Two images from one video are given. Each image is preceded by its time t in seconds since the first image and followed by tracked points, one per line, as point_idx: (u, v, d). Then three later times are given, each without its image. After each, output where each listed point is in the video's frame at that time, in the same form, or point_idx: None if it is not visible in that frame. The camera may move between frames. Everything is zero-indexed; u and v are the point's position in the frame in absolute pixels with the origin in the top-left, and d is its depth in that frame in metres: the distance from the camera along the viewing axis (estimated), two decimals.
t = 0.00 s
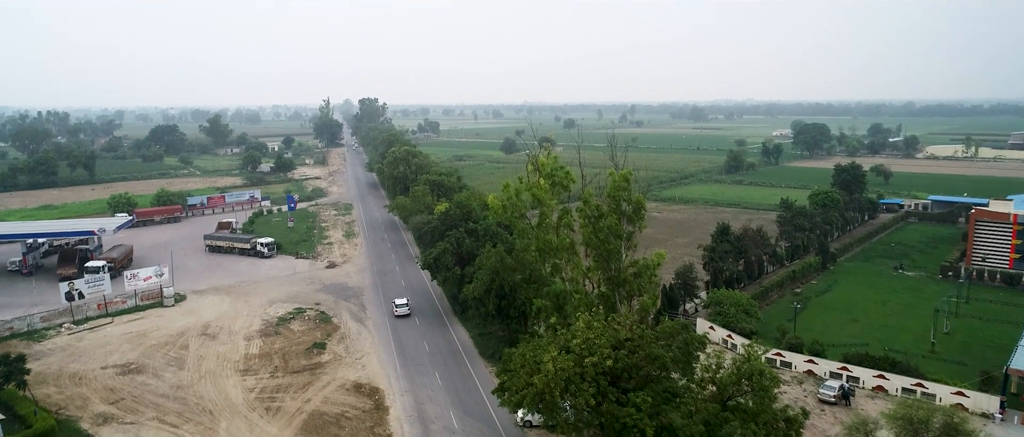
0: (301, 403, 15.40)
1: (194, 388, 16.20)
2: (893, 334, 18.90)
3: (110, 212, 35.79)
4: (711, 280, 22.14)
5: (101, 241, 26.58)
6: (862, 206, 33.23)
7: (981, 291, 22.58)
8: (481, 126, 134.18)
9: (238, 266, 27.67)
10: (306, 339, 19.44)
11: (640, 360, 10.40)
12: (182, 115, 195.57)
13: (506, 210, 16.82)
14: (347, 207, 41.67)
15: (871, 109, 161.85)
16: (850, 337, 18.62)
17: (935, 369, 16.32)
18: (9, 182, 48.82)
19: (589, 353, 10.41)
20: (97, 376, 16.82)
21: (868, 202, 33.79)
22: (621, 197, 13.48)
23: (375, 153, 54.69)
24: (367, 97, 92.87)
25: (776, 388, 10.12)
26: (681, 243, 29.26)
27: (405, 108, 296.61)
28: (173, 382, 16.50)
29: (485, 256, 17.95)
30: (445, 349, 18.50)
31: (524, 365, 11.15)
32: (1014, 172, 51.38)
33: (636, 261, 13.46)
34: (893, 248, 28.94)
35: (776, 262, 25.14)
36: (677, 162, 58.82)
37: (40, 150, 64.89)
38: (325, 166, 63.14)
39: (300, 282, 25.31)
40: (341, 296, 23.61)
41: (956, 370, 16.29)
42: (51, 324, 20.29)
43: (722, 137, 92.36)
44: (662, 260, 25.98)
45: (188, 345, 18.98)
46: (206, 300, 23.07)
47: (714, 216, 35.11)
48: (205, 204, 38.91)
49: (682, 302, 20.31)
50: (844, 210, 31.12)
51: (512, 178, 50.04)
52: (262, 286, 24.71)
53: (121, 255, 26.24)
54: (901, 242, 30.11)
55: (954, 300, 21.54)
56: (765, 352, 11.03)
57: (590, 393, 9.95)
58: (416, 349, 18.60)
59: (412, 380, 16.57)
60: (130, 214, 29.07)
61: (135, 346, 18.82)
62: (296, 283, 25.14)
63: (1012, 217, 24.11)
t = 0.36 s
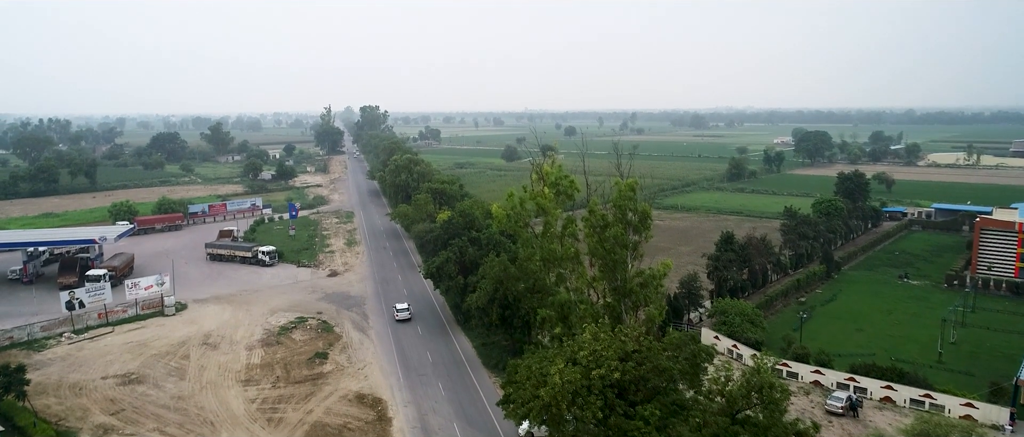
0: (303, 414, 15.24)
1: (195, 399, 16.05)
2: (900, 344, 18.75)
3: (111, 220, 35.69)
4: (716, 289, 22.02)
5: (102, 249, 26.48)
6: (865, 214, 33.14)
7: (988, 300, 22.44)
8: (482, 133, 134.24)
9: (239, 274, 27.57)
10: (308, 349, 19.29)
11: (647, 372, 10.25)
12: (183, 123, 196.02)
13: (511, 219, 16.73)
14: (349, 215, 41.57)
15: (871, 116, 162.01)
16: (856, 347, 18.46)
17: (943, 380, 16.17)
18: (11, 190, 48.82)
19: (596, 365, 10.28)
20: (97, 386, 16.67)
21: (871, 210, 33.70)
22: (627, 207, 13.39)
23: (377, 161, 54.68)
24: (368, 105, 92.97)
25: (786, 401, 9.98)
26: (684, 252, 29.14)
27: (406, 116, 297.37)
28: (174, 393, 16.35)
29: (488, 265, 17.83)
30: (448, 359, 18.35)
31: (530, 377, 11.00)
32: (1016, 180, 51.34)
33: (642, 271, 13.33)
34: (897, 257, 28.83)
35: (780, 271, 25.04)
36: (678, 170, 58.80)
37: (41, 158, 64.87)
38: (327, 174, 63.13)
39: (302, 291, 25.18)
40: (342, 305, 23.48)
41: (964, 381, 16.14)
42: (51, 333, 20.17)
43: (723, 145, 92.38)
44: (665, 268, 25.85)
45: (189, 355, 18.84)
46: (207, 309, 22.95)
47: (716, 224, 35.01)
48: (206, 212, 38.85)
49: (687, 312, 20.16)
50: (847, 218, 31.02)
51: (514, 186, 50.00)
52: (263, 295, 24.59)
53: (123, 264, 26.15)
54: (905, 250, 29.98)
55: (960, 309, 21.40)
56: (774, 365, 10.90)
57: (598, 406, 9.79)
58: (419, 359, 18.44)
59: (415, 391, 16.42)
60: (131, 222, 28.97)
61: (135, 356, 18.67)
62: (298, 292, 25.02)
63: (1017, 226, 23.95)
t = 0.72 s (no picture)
0: (306, 419, 15.13)
1: (197, 404, 15.94)
2: (906, 348, 18.62)
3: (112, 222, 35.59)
4: (720, 292, 21.90)
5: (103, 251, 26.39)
6: (869, 217, 33.02)
7: (994, 304, 22.30)
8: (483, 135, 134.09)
9: (240, 277, 27.46)
10: (310, 353, 19.17)
11: (655, 378, 10.14)
12: (184, 124, 196.03)
13: (515, 223, 16.62)
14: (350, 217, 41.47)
15: (873, 118, 161.89)
16: (862, 351, 18.33)
17: (950, 385, 16.05)
18: (11, 192, 48.76)
19: (603, 372, 10.17)
20: (98, 390, 16.56)
21: (874, 212, 33.59)
22: (633, 211, 13.28)
23: (378, 162, 54.59)
24: (369, 106, 92.92)
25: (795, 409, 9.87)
26: (687, 254, 29.04)
27: (407, 118, 297.31)
28: (175, 398, 16.24)
29: (492, 269, 17.72)
30: (450, 363, 18.23)
31: (536, 384, 10.87)
32: (1018, 182, 51.33)
33: (648, 276, 13.21)
34: (901, 260, 28.72)
35: (784, 273, 24.93)
36: (680, 172, 58.74)
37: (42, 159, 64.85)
38: (327, 176, 63.08)
39: (304, 294, 25.07)
40: (344, 309, 23.35)
41: (972, 386, 16.01)
42: (52, 336, 20.04)
43: (724, 146, 92.31)
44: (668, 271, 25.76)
45: (190, 358, 18.73)
46: (208, 312, 22.84)
47: (719, 227, 34.92)
48: (207, 214, 38.76)
49: (691, 316, 20.04)
50: (851, 220, 30.92)
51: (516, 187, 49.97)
52: (265, 298, 24.47)
53: (124, 266, 26.06)
54: (909, 253, 29.88)
55: (966, 312, 21.28)
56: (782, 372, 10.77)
57: (605, 414, 9.66)
58: (422, 363, 18.32)
59: (418, 395, 16.31)
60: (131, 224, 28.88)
61: (136, 360, 18.56)
62: (299, 295, 24.91)
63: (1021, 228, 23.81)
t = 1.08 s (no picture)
0: (308, 423, 15.02)
1: (198, 407, 15.83)
2: (911, 351, 18.50)
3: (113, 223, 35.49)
4: (723, 294, 21.81)
5: (104, 253, 26.29)
6: (872, 218, 32.93)
7: (999, 307, 22.17)
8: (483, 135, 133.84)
9: (241, 278, 27.37)
10: (312, 355, 19.06)
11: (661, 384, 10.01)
12: (184, 124, 196.03)
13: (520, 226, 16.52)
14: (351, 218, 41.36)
15: (873, 118, 161.76)
16: (867, 354, 18.22)
17: (958, 389, 15.92)
18: (11, 192, 48.64)
19: (610, 378, 10.06)
20: (98, 394, 16.45)
21: (877, 214, 33.48)
22: (639, 214, 13.17)
23: (379, 163, 54.50)
24: (369, 106, 92.84)
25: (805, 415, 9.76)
26: (690, 255, 28.93)
27: (407, 118, 297.24)
28: (176, 401, 16.13)
29: (495, 272, 17.61)
30: (454, 366, 18.15)
31: (543, 390, 10.75)
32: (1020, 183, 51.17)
33: (654, 280, 13.10)
34: (905, 261, 28.61)
35: (787, 275, 24.84)
36: (681, 172, 58.68)
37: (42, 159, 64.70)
38: (328, 176, 63.01)
39: (305, 295, 24.96)
40: (346, 311, 23.24)
41: (979, 390, 15.89)
42: (52, 339, 19.91)
43: (724, 147, 92.26)
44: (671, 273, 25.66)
45: (192, 361, 18.62)
46: (209, 314, 22.74)
47: (720, 228, 34.80)
48: (208, 215, 38.67)
49: (695, 318, 19.95)
50: (853, 222, 30.85)
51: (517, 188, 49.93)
52: (266, 299, 24.39)
53: (125, 268, 25.96)
54: (912, 254, 29.79)
55: (971, 315, 21.16)
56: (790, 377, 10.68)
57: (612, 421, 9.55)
58: (425, 366, 18.22)
59: (421, 399, 16.21)
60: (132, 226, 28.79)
61: (137, 362, 18.46)
62: (301, 297, 24.80)
63: None
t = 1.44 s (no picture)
0: (310, 428, 14.91)
1: (200, 412, 15.71)
2: (917, 354, 18.37)
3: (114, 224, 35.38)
4: (727, 297, 21.69)
5: (104, 255, 26.19)
6: (875, 219, 32.81)
7: (1005, 310, 22.03)
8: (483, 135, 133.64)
9: (243, 280, 27.25)
10: (314, 359, 18.95)
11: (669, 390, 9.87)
12: (184, 124, 195.91)
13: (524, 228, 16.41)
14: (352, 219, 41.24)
15: (874, 118, 161.58)
16: (873, 358, 18.09)
17: (965, 394, 15.79)
18: (12, 193, 48.54)
19: (617, 384, 9.92)
20: (99, 398, 16.34)
21: (881, 215, 33.37)
22: (645, 217, 13.04)
23: (380, 164, 54.41)
24: (370, 106, 92.76)
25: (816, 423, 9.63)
26: (693, 257, 28.81)
27: (408, 118, 297.46)
28: (178, 405, 16.02)
29: (498, 275, 17.49)
30: (457, 369, 18.02)
31: (549, 396, 10.60)
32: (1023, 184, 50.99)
33: (660, 284, 12.98)
34: (909, 263, 28.48)
35: (791, 278, 24.73)
36: (682, 173, 58.57)
37: (43, 160, 64.55)
38: (329, 177, 62.92)
39: (307, 298, 24.84)
40: (348, 313, 23.13)
41: (987, 395, 15.77)
42: (52, 342, 19.79)
43: (726, 147, 92.09)
44: (674, 275, 25.55)
45: (193, 364, 18.51)
46: (210, 316, 22.61)
47: (723, 229, 34.68)
48: (209, 216, 38.61)
49: (699, 322, 19.83)
50: (857, 223, 30.72)
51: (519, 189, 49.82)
52: (268, 302, 24.27)
53: (126, 269, 25.84)
54: (916, 256, 29.66)
55: (977, 318, 21.03)
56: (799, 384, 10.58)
57: (620, 428, 9.41)
58: (427, 370, 18.09)
59: (424, 404, 16.07)
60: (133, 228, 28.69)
61: (138, 366, 18.34)
62: (303, 299, 24.68)
63: None
